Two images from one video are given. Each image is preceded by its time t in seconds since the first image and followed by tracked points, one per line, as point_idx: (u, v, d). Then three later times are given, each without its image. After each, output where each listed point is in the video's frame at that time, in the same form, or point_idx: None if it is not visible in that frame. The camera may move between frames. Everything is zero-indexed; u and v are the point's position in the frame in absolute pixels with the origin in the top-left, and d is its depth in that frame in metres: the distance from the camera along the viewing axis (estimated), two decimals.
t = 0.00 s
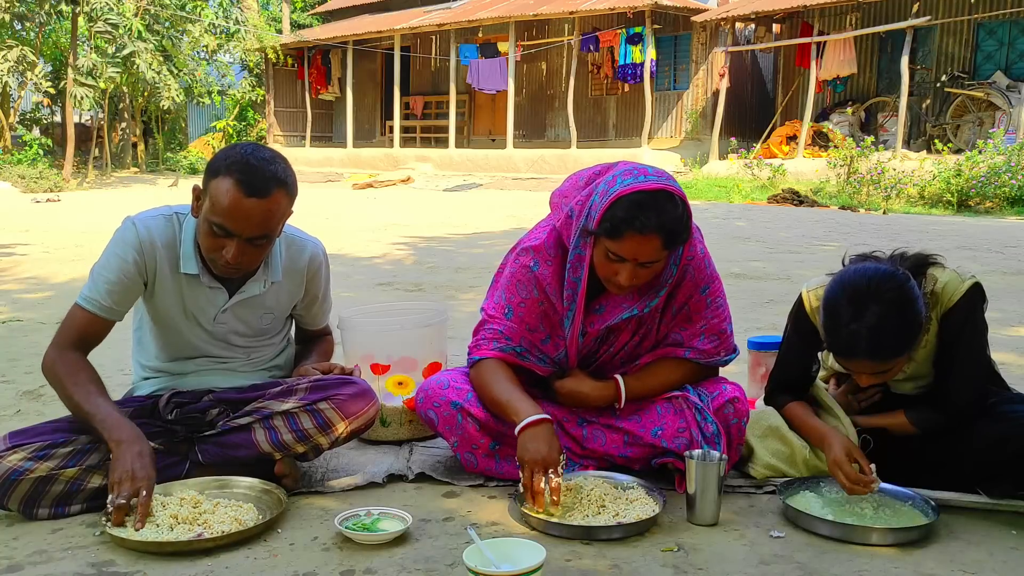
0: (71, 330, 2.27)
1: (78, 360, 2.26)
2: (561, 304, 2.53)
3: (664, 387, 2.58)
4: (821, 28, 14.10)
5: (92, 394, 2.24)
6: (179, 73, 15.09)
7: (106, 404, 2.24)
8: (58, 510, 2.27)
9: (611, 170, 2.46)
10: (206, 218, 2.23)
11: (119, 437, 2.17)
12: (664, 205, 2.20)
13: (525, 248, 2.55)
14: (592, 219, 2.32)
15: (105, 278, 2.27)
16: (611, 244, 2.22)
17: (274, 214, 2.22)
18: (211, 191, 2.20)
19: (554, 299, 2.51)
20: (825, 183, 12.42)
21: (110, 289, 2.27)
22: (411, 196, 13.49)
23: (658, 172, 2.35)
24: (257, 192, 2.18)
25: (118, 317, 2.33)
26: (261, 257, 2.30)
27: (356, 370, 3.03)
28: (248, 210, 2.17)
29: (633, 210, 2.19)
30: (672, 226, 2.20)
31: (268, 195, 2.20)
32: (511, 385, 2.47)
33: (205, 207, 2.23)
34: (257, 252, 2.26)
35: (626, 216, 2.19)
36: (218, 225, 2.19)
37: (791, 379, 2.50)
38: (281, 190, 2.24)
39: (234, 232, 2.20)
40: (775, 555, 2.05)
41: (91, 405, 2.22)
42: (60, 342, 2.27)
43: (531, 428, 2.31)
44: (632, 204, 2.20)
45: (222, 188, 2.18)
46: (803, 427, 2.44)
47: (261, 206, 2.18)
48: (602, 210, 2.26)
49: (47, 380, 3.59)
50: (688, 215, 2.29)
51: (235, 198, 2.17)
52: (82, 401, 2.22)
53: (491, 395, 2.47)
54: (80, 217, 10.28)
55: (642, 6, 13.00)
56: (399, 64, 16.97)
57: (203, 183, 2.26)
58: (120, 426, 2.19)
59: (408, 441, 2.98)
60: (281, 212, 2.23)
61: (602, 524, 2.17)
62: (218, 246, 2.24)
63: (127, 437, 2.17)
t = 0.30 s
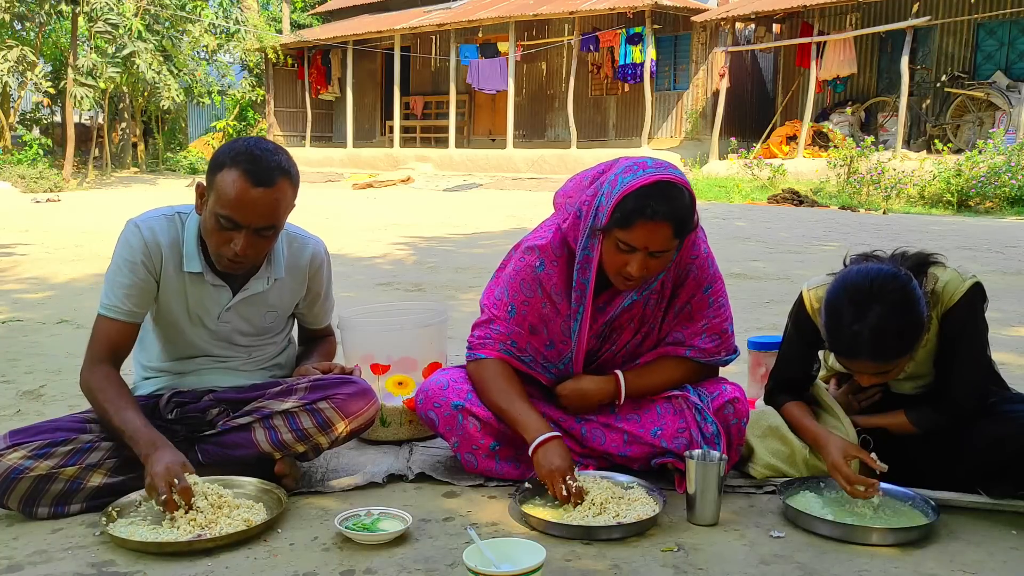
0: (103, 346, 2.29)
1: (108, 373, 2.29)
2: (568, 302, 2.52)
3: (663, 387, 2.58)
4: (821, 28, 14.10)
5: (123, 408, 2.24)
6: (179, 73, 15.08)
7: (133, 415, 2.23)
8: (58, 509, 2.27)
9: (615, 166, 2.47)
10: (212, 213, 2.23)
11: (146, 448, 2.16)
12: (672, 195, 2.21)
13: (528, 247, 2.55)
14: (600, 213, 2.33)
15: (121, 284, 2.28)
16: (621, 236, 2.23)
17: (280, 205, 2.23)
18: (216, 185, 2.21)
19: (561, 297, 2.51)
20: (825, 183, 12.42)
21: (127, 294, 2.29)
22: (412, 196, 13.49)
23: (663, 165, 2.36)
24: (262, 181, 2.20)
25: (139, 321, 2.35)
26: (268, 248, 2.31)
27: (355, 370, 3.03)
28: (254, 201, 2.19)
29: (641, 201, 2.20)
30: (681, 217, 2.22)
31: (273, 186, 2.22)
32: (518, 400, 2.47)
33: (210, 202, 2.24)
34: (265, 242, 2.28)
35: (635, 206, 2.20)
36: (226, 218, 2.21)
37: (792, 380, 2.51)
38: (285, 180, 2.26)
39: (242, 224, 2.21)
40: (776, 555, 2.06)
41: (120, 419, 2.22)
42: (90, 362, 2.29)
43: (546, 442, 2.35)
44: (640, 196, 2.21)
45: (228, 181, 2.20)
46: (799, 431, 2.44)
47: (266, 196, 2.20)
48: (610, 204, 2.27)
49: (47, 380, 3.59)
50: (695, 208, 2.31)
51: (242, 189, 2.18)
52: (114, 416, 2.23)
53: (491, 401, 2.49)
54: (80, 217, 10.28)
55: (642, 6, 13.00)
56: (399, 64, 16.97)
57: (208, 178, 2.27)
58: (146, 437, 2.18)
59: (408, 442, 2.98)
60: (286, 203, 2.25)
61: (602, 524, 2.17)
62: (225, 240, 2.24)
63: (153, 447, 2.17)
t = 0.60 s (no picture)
0: (96, 341, 2.26)
1: (108, 368, 2.27)
2: (571, 303, 2.52)
3: (664, 386, 2.58)
4: (821, 28, 14.10)
5: (131, 403, 2.24)
6: (179, 73, 15.07)
7: (145, 410, 2.23)
8: (58, 510, 2.27)
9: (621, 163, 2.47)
10: (219, 213, 2.23)
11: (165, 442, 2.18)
12: (677, 184, 2.22)
13: (532, 249, 2.54)
14: (604, 207, 2.34)
15: (121, 280, 2.27)
16: (627, 230, 2.23)
17: (286, 206, 2.24)
18: (223, 185, 2.21)
19: (565, 298, 2.50)
20: (825, 183, 12.42)
21: (127, 289, 2.28)
22: (412, 196, 13.48)
23: (666, 159, 2.37)
24: (269, 183, 2.20)
25: (138, 317, 2.34)
26: (274, 250, 2.32)
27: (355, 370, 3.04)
28: (261, 202, 2.19)
29: (647, 192, 2.21)
30: (686, 208, 2.23)
31: (279, 187, 2.22)
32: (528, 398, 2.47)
33: (217, 202, 2.24)
34: (271, 244, 2.28)
35: (641, 196, 2.21)
36: (232, 219, 2.21)
37: (792, 380, 2.51)
38: (292, 181, 2.26)
39: (248, 225, 2.21)
40: (776, 555, 2.06)
41: (131, 412, 2.21)
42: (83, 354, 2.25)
43: (571, 443, 2.32)
44: (645, 188, 2.22)
45: (235, 182, 2.20)
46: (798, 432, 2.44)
47: (273, 197, 2.20)
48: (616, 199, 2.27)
49: (47, 380, 3.59)
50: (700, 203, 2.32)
51: (248, 190, 2.18)
52: (124, 413, 2.22)
53: (500, 396, 2.50)
54: (80, 217, 10.28)
55: (642, 6, 13.00)
56: (399, 64, 16.96)
57: (214, 178, 2.27)
58: (165, 430, 2.20)
59: (408, 442, 2.98)
60: (293, 204, 2.25)
61: (602, 524, 2.17)
62: (230, 239, 2.24)
63: (177, 438, 2.20)
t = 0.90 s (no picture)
0: (98, 333, 2.26)
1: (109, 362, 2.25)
2: (569, 303, 2.51)
3: (663, 386, 2.58)
4: (821, 28, 14.10)
5: (129, 395, 2.22)
6: (179, 73, 15.07)
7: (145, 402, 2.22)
8: (58, 510, 2.27)
9: (623, 162, 2.46)
10: (221, 208, 2.23)
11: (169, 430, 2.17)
12: (684, 194, 2.22)
13: (530, 250, 2.54)
14: (607, 209, 2.34)
15: (122, 275, 2.28)
16: (630, 231, 2.23)
17: (287, 199, 2.24)
18: (224, 179, 2.21)
19: (564, 298, 2.50)
20: (825, 183, 12.43)
21: (130, 282, 2.29)
22: (412, 196, 13.48)
23: (670, 162, 2.36)
24: (270, 175, 2.21)
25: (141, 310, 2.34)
26: (276, 244, 2.32)
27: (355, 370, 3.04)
28: (262, 196, 2.19)
29: (652, 196, 2.21)
30: (691, 214, 2.23)
31: (281, 180, 2.22)
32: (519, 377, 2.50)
33: (218, 197, 2.24)
34: (273, 238, 2.28)
35: (645, 201, 2.21)
36: (234, 213, 2.21)
37: (793, 380, 2.50)
38: (293, 174, 2.27)
39: (251, 219, 2.21)
40: (776, 555, 2.05)
41: (129, 404, 2.20)
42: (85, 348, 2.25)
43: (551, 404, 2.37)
44: (650, 192, 2.22)
45: (236, 175, 2.20)
46: (800, 431, 2.43)
47: (275, 190, 2.20)
48: (620, 200, 2.27)
49: (47, 380, 3.59)
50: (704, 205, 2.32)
51: (249, 183, 2.19)
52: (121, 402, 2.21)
53: (501, 390, 2.50)
54: (79, 217, 10.28)
55: (642, 6, 13.00)
56: (399, 64, 16.96)
57: (216, 173, 2.27)
58: (168, 420, 2.20)
59: (408, 441, 2.98)
60: (294, 197, 2.25)
61: (602, 524, 2.17)
62: (233, 233, 2.25)
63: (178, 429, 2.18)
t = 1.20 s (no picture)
0: (100, 338, 2.28)
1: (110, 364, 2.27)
2: (570, 303, 2.51)
3: (663, 387, 2.58)
4: (821, 28, 14.09)
5: (131, 402, 2.23)
6: (179, 73, 15.06)
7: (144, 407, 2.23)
8: (58, 509, 2.27)
9: (623, 163, 2.46)
10: (219, 207, 2.23)
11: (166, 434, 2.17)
12: (684, 195, 2.22)
13: (530, 251, 2.53)
14: (607, 210, 2.34)
15: (121, 276, 2.28)
16: (631, 232, 2.23)
17: (287, 197, 2.24)
18: (224, 179, 2.22)
19: (564, 299, 2.50)
20: (825, 183, 12.43)
21: (128, 286, 2.29)
22: (412, 196, 13.48)
23: (670, 162, 2.36)
24: (269, 174, 2.21)
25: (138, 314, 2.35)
26: (275, 244, 2.31)
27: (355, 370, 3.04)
28: (260, 194, 2.19)
29: (653, 197, 2.21)
30: (691, 216, 2.23)
31: (280, 179, 2.22)
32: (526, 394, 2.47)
33: (217, 196, 2.24)
34: (272, 237, 2.27)
35: (646, 203, 2.21)
36: (233, 213, 2.21)
37: (794, 381, 2.50)
38: (292, 173, 2.27)
39: (249, 218, 2.21)
40: (776, 555, 2.05)
41: (129, 410, 2.21)
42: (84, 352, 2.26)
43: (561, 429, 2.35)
44: (651, 193, 2.22)
45: (235, 174, 2.20)
46: (801, 432, 2.43)
47: (274, 188, 2.20)
48: (620, 201, 2.27)
49: (47, 380, 3.59)
50: (703, 206, 2.32)
51: (249, 182, 2.19)
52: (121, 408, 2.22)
53: (503, 403, 2.48)
54: (79, 217, 10.28)
55: (642, 6, 13.00)
56: (399, 64, 16.96)
57: (215, 173, 2.27)
58: (163, 426, 2.19)
59: (408, 442, 2.98)
60: (293, 196, 2.25)
61: (601, 524, 2.17)
62: (231, 233, 2.24)
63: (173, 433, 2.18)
